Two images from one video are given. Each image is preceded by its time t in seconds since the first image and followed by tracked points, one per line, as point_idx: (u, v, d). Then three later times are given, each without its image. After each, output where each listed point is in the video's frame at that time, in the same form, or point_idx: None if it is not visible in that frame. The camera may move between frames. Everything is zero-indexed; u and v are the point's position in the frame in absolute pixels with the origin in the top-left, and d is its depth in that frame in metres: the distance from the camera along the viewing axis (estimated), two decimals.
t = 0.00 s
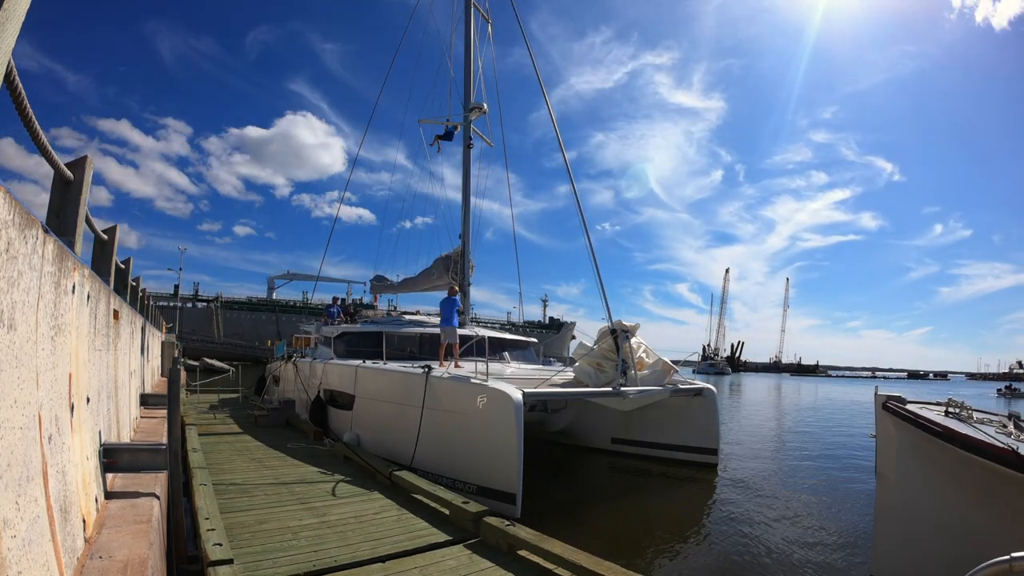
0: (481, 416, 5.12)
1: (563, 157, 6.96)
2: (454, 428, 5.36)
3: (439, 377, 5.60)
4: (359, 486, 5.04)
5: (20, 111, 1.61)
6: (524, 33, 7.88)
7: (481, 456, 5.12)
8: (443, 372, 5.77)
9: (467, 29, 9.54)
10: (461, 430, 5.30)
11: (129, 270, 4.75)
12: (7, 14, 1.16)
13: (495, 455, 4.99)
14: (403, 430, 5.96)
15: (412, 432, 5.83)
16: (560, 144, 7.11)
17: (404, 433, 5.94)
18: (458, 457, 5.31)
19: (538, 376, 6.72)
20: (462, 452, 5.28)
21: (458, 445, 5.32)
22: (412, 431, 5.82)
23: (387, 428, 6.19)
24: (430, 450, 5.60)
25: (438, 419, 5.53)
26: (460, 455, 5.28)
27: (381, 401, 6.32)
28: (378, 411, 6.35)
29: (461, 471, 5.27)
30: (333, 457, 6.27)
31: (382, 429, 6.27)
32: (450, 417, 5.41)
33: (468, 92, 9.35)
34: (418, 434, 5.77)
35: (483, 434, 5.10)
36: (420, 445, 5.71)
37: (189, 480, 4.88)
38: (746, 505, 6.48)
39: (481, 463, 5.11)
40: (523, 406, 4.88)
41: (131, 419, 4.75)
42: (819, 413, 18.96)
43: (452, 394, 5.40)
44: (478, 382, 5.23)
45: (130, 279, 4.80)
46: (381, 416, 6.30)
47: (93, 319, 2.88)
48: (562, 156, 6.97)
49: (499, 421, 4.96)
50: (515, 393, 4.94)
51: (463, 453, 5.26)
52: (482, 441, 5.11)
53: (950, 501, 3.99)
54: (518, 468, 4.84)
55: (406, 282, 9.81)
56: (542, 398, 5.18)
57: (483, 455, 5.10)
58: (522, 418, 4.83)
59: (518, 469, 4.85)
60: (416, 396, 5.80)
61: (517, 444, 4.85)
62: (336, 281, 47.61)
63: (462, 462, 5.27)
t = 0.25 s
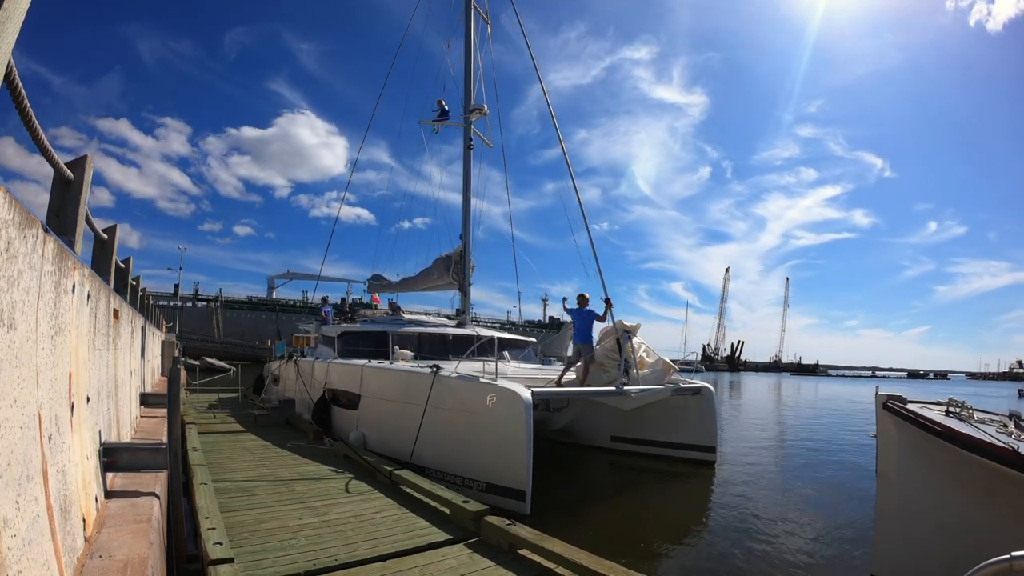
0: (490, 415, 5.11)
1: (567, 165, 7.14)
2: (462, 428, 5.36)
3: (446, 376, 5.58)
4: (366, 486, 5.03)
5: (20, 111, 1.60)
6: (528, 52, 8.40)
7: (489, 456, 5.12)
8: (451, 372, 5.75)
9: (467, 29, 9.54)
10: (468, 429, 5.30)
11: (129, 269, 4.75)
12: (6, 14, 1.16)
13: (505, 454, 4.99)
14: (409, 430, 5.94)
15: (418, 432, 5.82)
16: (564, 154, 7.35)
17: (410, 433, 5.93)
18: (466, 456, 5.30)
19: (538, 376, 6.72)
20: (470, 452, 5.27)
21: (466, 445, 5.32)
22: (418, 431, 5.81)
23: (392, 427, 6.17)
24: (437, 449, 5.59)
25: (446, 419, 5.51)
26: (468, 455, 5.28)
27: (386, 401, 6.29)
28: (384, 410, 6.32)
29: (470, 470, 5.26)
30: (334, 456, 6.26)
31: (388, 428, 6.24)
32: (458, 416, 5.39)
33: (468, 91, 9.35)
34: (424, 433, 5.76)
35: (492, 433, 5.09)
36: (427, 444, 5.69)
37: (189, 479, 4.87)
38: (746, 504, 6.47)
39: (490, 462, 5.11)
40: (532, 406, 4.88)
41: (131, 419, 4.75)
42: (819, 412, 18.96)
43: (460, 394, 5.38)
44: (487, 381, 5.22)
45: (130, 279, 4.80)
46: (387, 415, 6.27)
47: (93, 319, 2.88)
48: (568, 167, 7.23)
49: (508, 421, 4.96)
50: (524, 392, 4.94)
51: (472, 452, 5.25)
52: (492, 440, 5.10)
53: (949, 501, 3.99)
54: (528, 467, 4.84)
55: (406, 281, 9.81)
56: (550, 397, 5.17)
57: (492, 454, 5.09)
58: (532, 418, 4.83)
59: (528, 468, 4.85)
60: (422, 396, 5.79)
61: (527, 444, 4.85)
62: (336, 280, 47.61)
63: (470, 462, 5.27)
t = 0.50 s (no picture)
0: (485, 415, 5.11)
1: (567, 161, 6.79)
2: (458, 428, 5.36)
3: (442, 376, 5.59)
4: (362, 486, 5.04)
5: (20, 111, 1.60)
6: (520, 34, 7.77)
7: (484, 456, 5.12)
8: (447, 372, 5.76)
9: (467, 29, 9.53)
10: (464, 429, 5.30)
11: (129, 269, 4.75)
12: (7, 14, 1.16)
13: (500, 454, 4.99)
14: (407, 430, 5.95)
15: (415, 432, 5.83)
16: (564, 146, 6.96)
17: (407, 433, 5.94)
18: (462, 456, 5.31)
19: (538, 376, 6.72)
20: (466, 452, 5.28)
21: (462, 445, 5.32)
22: (415, 431, 5.82)
23: (390, 427, 6.18)
24: (434, 449, 5.59)
25: (442, 418, 5.52)
26: (464, 455, 5.29)
27: (384, 401, 6.30)
28: (382, 410, 6.34)
29: (465, 470, 5.27)
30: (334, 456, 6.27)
31: (385, 428, 6.26)
32: (454, 416, 5.40)
33: (468, 91, 9.35)
34: (421, 434, 5.76)
35: (487, 432, 5.10)
36: (424, 444, 5.70)
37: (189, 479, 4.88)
38: (747, 504, 6.48)
39: (485, 462, 5.11)
40: (527, 406, 4.88)
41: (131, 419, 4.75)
42: (819, 413, 18.95)
43: (456, 393, 5.39)
44: (482, 381, 5.22)
45: (130, 279, 4.79)
46: (385, 415, 6.29)
47: (93, 319, 2.88)
48: (567, 161, 6.84)
49: (503, 421, 4.95)
50: (519, 392, 4.93)
51: (468, 452, 5.25)
52: (487, 440, 5.10)
53: (949, 501, 4.00)
54: (522, 467, 4.84)
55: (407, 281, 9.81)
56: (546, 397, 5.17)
57: (487, 453, 5.10)
58: (526, 417, 4.82)
59: (522, 468, 4.85)
60: (419, 396, 5.79)
61: (521, 444, 4.85)
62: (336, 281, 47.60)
63: (466, 462, 5.27)
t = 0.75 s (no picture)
0: (484, 415, 5.11)
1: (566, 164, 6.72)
2: (458, 429, 5.36)
3: (441, 376, 5.59)
4: (361, 486, 5.04)
5: (20, 111, 1.60)
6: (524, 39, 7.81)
7: (483, 456, 5.12)
8: (446, 372, 5.76)
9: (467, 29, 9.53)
10: (464, 430, 5.30)
11: (129, 269, 4.75)
12: (7, 13, 1.16)
13: (498, 454, 4.99)
14: (406, 430, 5.96)
15: (414, 432, 5.83)
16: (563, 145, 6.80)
17: (407, 433, 5.94)
18: (461, 457, 5.31)
19: (539, 376, 6.72)
20: (465, 452, 5.28)
21: (461, 445, 5.32)
22: (415, 431, 5.82)
23: (389, 427, 6.19)
24: (433, 449, 5.60)
25: (441, 419, 5.52)
26: (463, 455, 5.29)
27: (383, 401, 6.31)
28: (381, 410, 6.34)
29: (464, 470, 5.27)
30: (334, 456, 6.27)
31: (384, 429, 6.26)
32: (453, 416, 5.40)
33: (468, 91, 9.35)
34: (420, 434, 5.77)
35: (486, 432, 5.10)
36: (423, 444, 5.70)
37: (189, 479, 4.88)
38: (746, 504, 6.49)
39: (484, 462, 5.11)
40: (526, 406, 4.88)
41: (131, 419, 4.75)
42: (819, 413, 18.96)
43: (455, 393, 5.39)
44: (481, 381, 5.23)
45: (130, 279, 4.79)
46: (384, 415, 6.30)
47: (93, 319, 2.88)
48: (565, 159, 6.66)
49: (502, 421, 4.95)
50: (518, 392, 4.93)
51: (467, 452, 5.25)
52: (485, 440, 5.11)
53: (948, 501, 4.00)
54: (521, 467, 4.84)
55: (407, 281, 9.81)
56: (544, 397, 5.17)
57: (486, 453, 5.10)
58: (525, 418, 4.82)
59: (521, 468, 4.85)
60: (418, 396, 5.80)
61: (520, 444, 4.85)
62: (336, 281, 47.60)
63: (465, 462, 5.27)
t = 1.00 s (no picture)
0: (491, 415, 5.11)
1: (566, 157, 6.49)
2: (463, 428, 5.35)
3: (446, 376, 5.58)
4: (366, 486, 5.03)
5: (20, 111, 1.60)
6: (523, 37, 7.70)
7: (490, 456, 5.12)
8: (451, 372, 5.75)
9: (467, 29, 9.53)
10: (469, 429, 5.30)
11: (129, 269, 4.75)
12: (7, 14, 1.16)
13: (506, 454, 4.99)
14: (410, 429, 5.95)
15: (419, 432, 5.82)
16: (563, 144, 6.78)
17: (411, 433, 5.93)
18: (467, 457, 5.30)
19: (539, 376, 6.72)
20: (471, 452, 5.27)
21: (466, 445, 5.32)
22: (419, 431, 5.81)
23: (393, 427, 6.17)
24: (438, 449, 5.59)
25: (446, 418, 5.51)
26: (468, 455, 5.28)
27: (387, 400, 6.30)
28: (385, 410, 6.33)
29: (470, 469, 5.27)
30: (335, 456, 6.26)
31: (388, 428, 6.25)
32: (459, 416, 5.40)
33: (468, 92, 9.35)
34: (425, 433, 5.76)
35: (493, 432, 5.09)
36: (428, 444, 5.69)
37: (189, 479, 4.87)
38: (747, 504, 6.49)
39: (490, 462, 5.11)
40: (533, 406, 4.88)
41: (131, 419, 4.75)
42: (819, 413, 18.97)
43: (461, 393, 5.38)
44: (487, 381, 5.22)
45: (130, 279, 4.79)
46: (388, 415, 6.28)
47: (93, 319, 2.88)
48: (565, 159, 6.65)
49: (510, 421, 4.95)
50: (526, 392, 4.93)
51: (472, 452, 5.25)
52: (492, 440, 5.10)
53: (948, 501, 4.00)
54: (528, 466, 4.84)
55: (407, 281, 9.81)
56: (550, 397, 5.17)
57: (493, 453, 5.09)
58: (533, 418, 4.82)
59: (529, 468, 4.85)
60: (423, 396, 5.79)
61: (528, 444, 4.85)
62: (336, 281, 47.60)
63: (471, 462, 5.27)
